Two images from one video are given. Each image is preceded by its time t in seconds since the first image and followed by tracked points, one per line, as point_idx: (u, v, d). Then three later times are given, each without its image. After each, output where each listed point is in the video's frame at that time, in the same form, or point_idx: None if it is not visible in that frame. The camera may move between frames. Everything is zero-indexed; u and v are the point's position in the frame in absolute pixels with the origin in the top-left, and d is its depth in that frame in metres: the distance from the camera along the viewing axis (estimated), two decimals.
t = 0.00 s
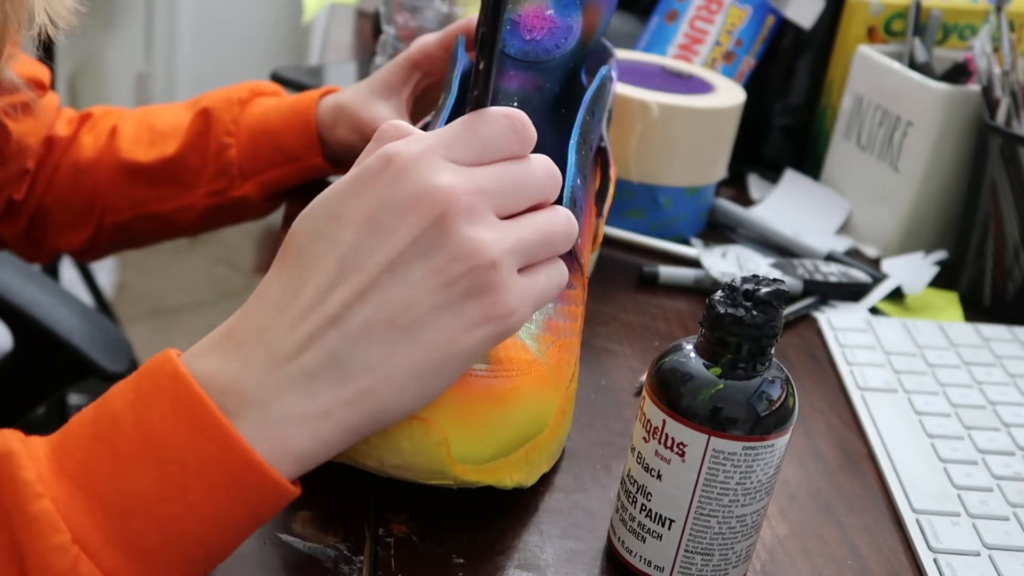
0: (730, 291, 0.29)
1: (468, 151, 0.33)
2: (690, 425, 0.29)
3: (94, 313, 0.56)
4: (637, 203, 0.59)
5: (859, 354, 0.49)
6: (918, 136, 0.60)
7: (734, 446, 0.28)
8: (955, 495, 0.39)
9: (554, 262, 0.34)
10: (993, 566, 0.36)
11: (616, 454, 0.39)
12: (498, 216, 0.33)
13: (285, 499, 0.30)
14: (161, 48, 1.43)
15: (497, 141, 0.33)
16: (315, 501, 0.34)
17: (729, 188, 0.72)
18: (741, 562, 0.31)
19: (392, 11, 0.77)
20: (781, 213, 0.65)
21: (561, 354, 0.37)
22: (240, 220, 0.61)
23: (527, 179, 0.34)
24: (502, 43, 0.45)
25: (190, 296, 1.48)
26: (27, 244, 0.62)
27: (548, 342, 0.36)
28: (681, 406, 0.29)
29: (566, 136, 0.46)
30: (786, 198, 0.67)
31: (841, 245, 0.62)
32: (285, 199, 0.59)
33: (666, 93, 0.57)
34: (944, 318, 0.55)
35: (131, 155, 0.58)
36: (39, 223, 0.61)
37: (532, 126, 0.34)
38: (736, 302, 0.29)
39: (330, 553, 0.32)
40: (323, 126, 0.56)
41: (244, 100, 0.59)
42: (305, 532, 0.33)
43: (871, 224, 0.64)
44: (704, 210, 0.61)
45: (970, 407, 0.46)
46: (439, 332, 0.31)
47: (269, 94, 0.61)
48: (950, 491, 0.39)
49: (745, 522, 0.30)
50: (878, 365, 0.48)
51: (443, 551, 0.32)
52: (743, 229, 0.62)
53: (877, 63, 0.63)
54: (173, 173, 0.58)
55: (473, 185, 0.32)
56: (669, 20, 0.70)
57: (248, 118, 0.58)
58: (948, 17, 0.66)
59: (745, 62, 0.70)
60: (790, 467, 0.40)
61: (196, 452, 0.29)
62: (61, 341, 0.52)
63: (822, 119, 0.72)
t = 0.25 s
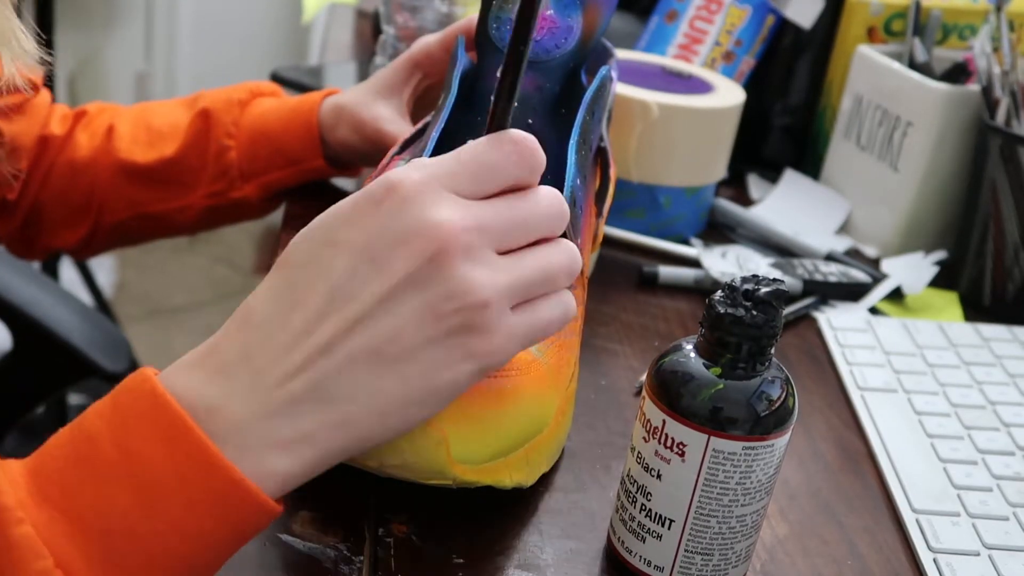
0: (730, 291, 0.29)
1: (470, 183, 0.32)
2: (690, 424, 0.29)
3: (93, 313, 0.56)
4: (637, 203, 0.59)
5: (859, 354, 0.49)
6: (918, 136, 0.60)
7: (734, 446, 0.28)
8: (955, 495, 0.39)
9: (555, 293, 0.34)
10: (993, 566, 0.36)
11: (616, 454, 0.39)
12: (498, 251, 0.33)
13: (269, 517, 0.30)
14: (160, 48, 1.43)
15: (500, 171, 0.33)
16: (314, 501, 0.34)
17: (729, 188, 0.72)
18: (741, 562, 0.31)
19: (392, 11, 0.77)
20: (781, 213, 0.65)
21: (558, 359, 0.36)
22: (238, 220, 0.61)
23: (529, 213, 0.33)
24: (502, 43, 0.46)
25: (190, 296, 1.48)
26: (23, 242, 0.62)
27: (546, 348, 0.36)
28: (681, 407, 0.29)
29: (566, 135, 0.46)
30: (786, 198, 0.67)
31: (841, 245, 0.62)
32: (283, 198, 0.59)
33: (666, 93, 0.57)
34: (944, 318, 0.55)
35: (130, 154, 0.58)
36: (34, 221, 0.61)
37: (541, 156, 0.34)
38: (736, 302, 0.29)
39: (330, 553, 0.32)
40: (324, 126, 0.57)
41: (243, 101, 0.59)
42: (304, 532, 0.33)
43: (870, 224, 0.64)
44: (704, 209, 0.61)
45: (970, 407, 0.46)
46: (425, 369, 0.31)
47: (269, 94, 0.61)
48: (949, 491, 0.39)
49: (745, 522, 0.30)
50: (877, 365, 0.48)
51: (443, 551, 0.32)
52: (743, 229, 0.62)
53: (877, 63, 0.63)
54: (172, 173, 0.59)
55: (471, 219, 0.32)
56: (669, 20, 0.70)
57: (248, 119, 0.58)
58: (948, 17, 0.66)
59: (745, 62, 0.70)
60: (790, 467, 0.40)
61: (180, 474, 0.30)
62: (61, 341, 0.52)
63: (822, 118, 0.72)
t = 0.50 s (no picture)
0: (730, 291, 0.29)
1: (474, 168, 0.33)
2: (690, 424, 0.29)
3: (94, 313, 0.56)
4: (637, 203, 0.59)
5: (859, 354, 0.49)
6: (918, 136, 0.60)
7: (734, 446, 0.28)
8: (955, 495, 0.39)
9: (560, 278, 0.34)
10: (993, 566, 0.36)
11: (616, 454, 0.39)
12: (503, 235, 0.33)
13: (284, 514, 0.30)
14: (160, 48, 1.43)
15: (505, 158, 0.33)
16: (314, 501, 0.34)
17: (729, 188, 0.71)
18: (741, 562, 0.31)
19: (392, 11, 0.77)
20: (781, 213, 0.65)
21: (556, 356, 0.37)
22: (240, 221, 0.61)
23: (532, 199, 0.33)
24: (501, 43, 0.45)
25: (190, 296, 1.48)
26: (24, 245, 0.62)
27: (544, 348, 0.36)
28: (681, 407, 0.29)
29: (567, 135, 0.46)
30: (786, 198, 0.67)
31: (841, 245, 0.62)
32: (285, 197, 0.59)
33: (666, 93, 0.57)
34: (944, 318, 0.55)
35: (131, 155, 0.58)
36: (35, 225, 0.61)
37: (543, 145, 0.33)
38: (736, 302, 0.29)
39: (330, 553, 0.32)
40: (320, 125, 0.57)
41: (243, 101, 0.59)
42: (304, 531, 0.33)
43: (870, 224, 0.64)
44: (704, 209, 0.61)
45: (970, 407, 0.46)
46: (441, 349, 0.31)
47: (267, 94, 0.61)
48: (949, 491, 0.39)
49: (745, 522, 0.30)
50: (877, 365, 0.48)
51: (443, 551, 0.32)
52: (743, 229, 0.62)
53: (877, 63, 0.63)
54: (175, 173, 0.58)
55: (476, 202, 0.32)
56: (669, 20, 0.70)
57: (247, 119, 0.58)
58: (948, 17, 0.66)
59: (745, 62, 0.70)
60: (790, 467, 0.40)
61: (197, 467, 0.29)
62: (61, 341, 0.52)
63: (822, 118, 0.72)
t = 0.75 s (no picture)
0: (730, 291, 0.29)
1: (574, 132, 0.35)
2: (690, 424, 0.29)
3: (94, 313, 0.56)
4: (637, 203, 0.59)
5: (859, 354, 0.49)
6: (918, 136, 0.60)
7: (734, 446, 0.28)
8: (955, 495, 0.39)
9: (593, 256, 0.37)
10: (993, 566, 0.36)
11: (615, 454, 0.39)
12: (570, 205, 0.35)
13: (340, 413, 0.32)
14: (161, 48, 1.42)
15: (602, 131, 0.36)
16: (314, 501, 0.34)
17: (729, 188, 0.71)
18: (741, 562, 0.31)
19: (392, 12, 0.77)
20: (781, 213, 0.65)
21: (597, 326, 0.36)
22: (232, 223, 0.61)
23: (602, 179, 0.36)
24: None
25: (190, 296, 1.48)
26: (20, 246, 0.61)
27: (574, 325, 0.36)
28: (681, 406, 0.29)
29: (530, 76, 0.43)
30: (785, 198, 0.67)
31: (841, 245, 0.62)
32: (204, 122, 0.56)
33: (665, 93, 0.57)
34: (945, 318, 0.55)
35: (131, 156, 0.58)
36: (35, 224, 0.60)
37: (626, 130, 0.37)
38: (736, 302, 0.29)
39: (329, 553, 0.31)
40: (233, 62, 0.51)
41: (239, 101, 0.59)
42: (305, 531, 0.32)
43: (871, 224, 0.64)
44: (704, 209, 0.61)
45: (970, 407, 0.46)
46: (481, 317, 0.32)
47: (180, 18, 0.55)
48: (949, 491, 0.39)
49: (745, 522, 0.30)
50: (877, 365, 0.48)
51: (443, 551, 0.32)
52: (743, 229, 0.62)
53: (877, 63, 0.63)
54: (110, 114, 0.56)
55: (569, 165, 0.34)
56: (669, 20, 0.70)
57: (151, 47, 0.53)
58: (948, 17, 0.66)
59: (745, 62, 0.70)
60: (790, 467, 0.40)
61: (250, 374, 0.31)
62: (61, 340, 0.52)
63: (822, 119, 0.72)
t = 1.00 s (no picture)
0: (731, 292, 0.29)
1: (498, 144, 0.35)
2: (691, 425, 0.29)
3: (95, 314, 0.57)
4: (637, 203, 0.59)
5: (859, 354, 0.49)
6: (918, 136, 0.60)
7: (735, 446, 0.28)
8: (955, 495, 0.39)
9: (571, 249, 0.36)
10: (992, 566, 0.36)
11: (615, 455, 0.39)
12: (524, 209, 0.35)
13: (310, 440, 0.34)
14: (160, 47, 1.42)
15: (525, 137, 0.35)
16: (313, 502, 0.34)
17: (729, 188, 0.71)
18: (742, 562, 0.31)
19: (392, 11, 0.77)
20: (780, 212, 0.65)
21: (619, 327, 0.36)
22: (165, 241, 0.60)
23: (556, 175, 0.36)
24: (466, 29, 0.44)
25: (190, 296, 1.48)
26: None
27: (589, 324, 0.36)
28: (682, 407, 0.29)
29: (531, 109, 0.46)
30: (786, 197, 0.67)
31: (841, 245, 0.62)
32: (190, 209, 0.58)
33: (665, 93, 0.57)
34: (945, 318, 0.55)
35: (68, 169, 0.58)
36: None
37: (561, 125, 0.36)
38: (737, 302, 0.29)
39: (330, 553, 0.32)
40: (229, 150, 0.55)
41: (166, 114, 0.58)
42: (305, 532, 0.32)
43: (871, 224, 0.64)
44: (704, 209, 0.61)
45: (970, 406, 0.46)
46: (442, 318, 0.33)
47: (199, 109, 0.60)
48: (949, 491, 0.39)
49: (746, 523, 0.30)
50: (878, 365, 0.48)
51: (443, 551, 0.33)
52: (743, 229, 0.62)
53: (877, 63, 0.63)
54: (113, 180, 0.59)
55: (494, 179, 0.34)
56: (669, 20, 0.70)
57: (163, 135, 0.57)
58: (947, 17, 0.66)
59: (745, 62, 0.70)
60: (790, 467, 0.40)
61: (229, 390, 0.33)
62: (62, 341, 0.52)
63: (822, 118, 0.72)
